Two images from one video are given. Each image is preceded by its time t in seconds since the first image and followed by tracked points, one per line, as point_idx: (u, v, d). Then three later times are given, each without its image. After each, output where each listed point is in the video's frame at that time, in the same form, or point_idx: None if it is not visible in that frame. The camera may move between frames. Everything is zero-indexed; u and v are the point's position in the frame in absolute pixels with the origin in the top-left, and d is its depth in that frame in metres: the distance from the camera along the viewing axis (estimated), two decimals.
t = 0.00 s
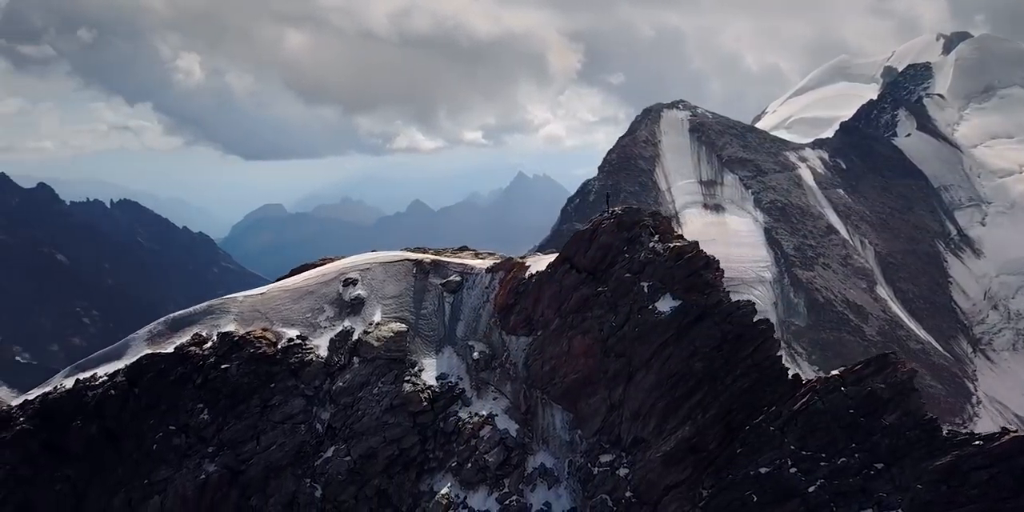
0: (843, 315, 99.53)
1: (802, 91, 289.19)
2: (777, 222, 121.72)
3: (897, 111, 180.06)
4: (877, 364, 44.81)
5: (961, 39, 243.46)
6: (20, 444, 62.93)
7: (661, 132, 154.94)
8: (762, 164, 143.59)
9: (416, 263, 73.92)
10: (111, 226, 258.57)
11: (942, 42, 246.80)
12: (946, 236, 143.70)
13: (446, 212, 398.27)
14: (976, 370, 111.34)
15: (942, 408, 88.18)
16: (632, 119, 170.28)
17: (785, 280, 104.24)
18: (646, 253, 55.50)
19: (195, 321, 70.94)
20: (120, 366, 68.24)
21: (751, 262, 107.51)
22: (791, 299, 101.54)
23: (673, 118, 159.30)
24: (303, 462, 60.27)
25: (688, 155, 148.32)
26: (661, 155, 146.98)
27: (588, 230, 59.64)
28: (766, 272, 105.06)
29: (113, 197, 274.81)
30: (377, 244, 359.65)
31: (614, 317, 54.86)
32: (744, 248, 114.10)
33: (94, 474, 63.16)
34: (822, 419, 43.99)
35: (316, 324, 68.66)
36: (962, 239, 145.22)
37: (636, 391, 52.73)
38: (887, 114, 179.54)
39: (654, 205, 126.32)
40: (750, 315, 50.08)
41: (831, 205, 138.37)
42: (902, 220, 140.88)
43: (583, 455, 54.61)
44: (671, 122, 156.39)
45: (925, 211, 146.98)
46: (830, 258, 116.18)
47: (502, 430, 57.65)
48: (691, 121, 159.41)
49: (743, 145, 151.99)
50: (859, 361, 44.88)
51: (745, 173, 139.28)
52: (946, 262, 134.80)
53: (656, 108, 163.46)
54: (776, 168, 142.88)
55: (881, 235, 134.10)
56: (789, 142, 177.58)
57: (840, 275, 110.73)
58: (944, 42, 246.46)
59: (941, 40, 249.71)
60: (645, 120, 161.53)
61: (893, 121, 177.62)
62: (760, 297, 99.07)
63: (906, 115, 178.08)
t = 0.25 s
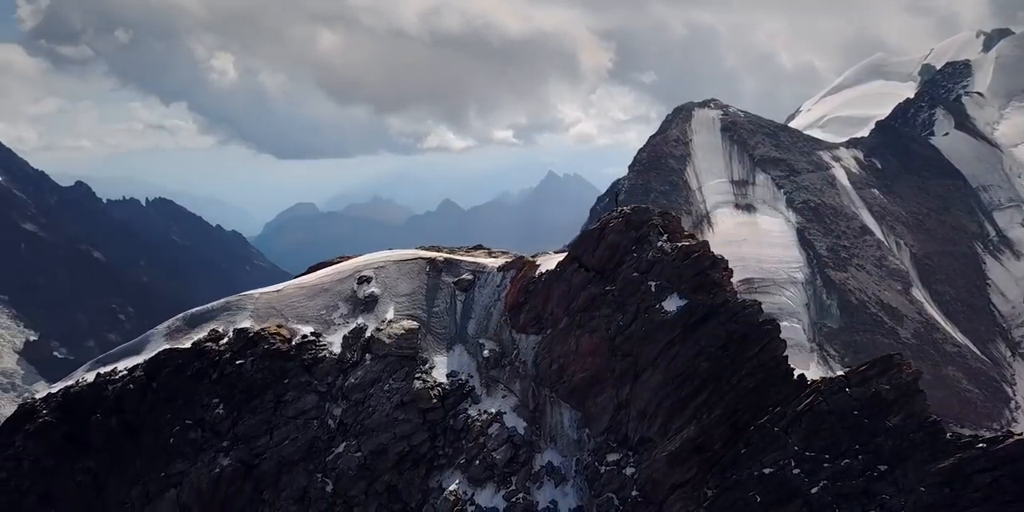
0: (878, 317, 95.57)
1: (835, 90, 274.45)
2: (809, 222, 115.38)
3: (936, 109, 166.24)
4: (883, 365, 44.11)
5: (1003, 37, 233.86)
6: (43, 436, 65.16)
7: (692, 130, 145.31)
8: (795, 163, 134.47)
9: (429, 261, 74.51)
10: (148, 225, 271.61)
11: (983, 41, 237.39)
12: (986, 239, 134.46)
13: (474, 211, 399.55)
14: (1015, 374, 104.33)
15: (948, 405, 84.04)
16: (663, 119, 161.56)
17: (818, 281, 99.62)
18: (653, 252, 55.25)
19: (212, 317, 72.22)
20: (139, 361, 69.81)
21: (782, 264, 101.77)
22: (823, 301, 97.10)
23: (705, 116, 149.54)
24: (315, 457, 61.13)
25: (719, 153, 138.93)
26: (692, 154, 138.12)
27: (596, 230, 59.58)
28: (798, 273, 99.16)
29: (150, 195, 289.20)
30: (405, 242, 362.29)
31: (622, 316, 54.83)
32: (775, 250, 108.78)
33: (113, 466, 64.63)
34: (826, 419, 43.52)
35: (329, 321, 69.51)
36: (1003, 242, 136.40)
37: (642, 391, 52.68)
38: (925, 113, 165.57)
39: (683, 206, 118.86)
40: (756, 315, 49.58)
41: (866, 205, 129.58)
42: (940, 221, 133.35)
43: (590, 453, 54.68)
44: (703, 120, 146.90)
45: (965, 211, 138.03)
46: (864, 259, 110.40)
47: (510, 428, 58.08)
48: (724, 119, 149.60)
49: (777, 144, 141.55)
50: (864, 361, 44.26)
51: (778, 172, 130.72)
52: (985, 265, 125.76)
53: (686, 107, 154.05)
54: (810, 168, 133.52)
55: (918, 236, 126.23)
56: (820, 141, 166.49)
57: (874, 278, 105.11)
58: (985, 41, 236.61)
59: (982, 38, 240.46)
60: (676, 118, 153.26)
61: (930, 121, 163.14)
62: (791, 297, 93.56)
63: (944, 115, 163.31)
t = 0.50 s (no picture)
0: (913, 317, 90.10)
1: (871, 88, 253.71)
2: (844, 223, 108.53)
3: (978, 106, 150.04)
4: (888, 365, 43.51)
5: None
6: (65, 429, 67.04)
7: (722, 129, 137.07)
8: (829, 161, 125.22)
9: (442, 259, 75.08)
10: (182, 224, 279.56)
11: None
12: None
13: (503, 210, 399.49)
14: None
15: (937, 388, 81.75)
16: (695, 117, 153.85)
17: (852, 281, 95.52)
18: (661, 251, 55.02)
19: (229, 313, 73.57)
20: (157, 356, 71.23)
21: (814, 266, 97.66)
22: (856, 302, 93.17)
23: (737, 114, 140.36)
24: (327, 452, 61.82)
25: (751, 153, 130.38)
26: (722, 154, 130.34)
27: (605, 228, 59.57)
28: (830, 274, 95.64)
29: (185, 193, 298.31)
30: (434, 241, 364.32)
31: (629, 315, 54.77)
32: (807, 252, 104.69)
33: (132, 458, 65.96)
34: (830, 420, 43.02)
35: (343, 318, 70.36)
36: None
37: (649, 390, 52.55)
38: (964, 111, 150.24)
39: (714, 207, 114.13)
40: (762, 315, 49.31)
41: (901, 206, 119.68)
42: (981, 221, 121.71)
43: (597, 452, 54.65)
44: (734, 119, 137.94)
45: (1007, 211, 125.64)
46: (901, 261, 102.48)
47: (518, 426, 58.36)
48: (755, 117, 140.12)
49: (810, 143, 131.32)
50: (870, 362, 43.74)
51: (812, 172, 122.06)
52: None
53: (715, 105, 144.82)
54: (845, 167, 124.27)
55: (955, 238, 115.96)
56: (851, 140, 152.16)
57: (911, 279, 98.17)
58: None
59: None
60: (707, 116, 145.39)
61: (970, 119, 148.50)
62: (823, 298, 90.48)
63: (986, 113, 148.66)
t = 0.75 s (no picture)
0: (950, 320, 88.85)
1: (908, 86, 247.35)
2: (879, 223, 106.72)
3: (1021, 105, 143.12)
4: (892, 367, 43.20)
5: None
6: (87, 421, 68.52)
7: (756, 128, 136.05)
8: (864, 161, 122.97)
9: (455, 257, 75.91)
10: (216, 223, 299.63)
11: None
12: None
13: (533, 210, 399.31)
14: None
15: (966, 393, 80.97)
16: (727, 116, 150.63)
17: (889, 282, 94.42)
18: (669, 250, 55.13)
19: (247, 310, 74.91)
20: (177, 351, 72.57)
21: (847, 267, 97.96)
22: (892, 304, 91.80)
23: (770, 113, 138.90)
24: (338, 448, 62.41)
25: (785, 152, 128.86)
26: (755, 153, 129.32)
27: (612, 227, 59.61)
28: (864, 275, 95.69)
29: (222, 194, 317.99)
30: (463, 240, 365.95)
31: (636, 314, 54.81)
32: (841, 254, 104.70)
33: (149, 452, 67.04)
34: (834, 421, 42.54)
35: (357, 315, 71.31)
36: None
37: (655, 389, 52.27)
38: (1007, 110, 143.42)
39: (745, 207, 114.17)
40: (767, 315, 49.22)
41: (938, 205, 116.87)
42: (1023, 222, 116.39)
43: (605, 451, 54.40)
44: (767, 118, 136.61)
45: None
46: (938, 260, 100.65)
47: (527, 424, 58.53)
48: (789, 115, 138.33)
49: (845, 141, 129.02)
50: (874, 363, 43.40)
51: (847, 171, 120.07)
52: None
53: (749, 104, 143.42)
54: (879, 167, 121.87)
55: (996, 240, 111.76)
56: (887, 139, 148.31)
57: (948, 281, 96.18)
58: None
59: None
60: (739, 116, 142.90)
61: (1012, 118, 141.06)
62: (857, 300, 90.81)
63: None
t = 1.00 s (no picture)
0: (989, 322, 85.60)
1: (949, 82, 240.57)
2: (917, 224, 104.29)
3: None
4: (898, 368, 42.57)
5: None
6: (107, 415, 70.04)
7: (789, 126, 133.94)
8: (901, 160, 120.75)
9: (467, 256, 76.41)
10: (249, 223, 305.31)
11: None
12: None
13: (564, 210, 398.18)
14: None
15: (1007, 398, 76.58)
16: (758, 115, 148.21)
17: (925, 285, 92.34)
18: (677, 250, 54.88)
19: (263, 306, 76.06)
20: (194, 347, 73.90)
21: (883, 267, 96.81)
22: (929, 306, 89.89)
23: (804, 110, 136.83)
24: (350, 444, 62.99)
25: (819, 150, 126.96)
26: (789, 151, 127.64)
27: (620, 226, 59.44)
28: (901, 276, 94.48)
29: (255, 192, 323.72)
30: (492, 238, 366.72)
31: (643, 313, 54.67)
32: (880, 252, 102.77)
33: (167, 445, 68.20)
34: (837, 421, 42.04)
35: (371, 313, 72.03)
36: None
37: (662, 389, 51.97)
38: None
39: (778, 207, 113.51)
40: (773, 315, 48.80)
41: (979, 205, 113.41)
42: None
43: (612, 451, 54.19)
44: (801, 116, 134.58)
45: None
46: (977, 261, 97.94)
47: (535, 422, 58.65)
48: (824, 113, 136.00)
49: (881, 141, 126.45)
50: (879, 364, 42.81)
51: (883, 170, 118.05)
52: None
53: (783, 102, 141.38)
54: (916, 166, 119.18)
55: None
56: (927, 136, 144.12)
57: (988, 283, 93.32)
58: None
59: None
60: (771, 115, 140.64)
61: None
62: (892, 303, 90.37)
63: None
